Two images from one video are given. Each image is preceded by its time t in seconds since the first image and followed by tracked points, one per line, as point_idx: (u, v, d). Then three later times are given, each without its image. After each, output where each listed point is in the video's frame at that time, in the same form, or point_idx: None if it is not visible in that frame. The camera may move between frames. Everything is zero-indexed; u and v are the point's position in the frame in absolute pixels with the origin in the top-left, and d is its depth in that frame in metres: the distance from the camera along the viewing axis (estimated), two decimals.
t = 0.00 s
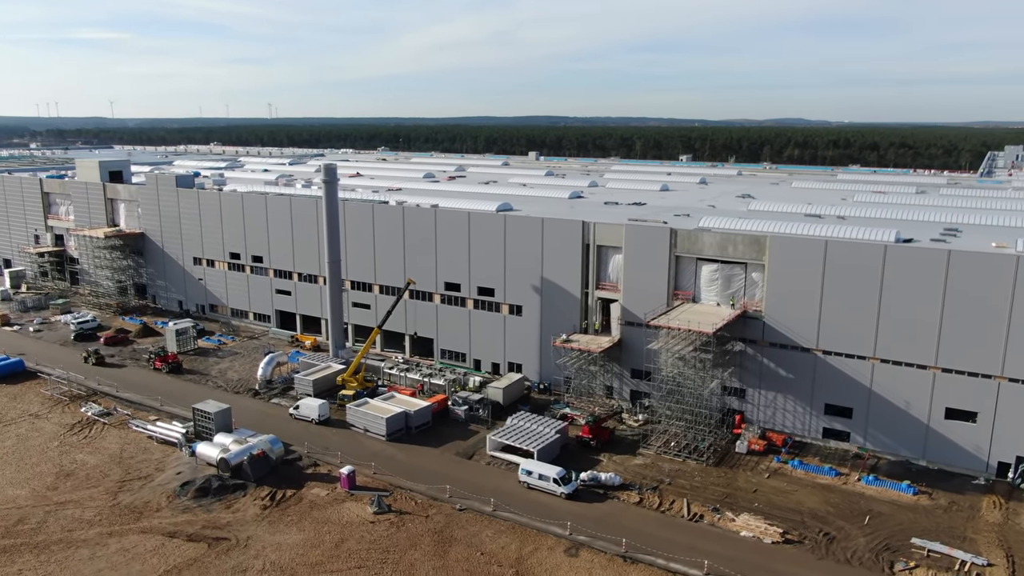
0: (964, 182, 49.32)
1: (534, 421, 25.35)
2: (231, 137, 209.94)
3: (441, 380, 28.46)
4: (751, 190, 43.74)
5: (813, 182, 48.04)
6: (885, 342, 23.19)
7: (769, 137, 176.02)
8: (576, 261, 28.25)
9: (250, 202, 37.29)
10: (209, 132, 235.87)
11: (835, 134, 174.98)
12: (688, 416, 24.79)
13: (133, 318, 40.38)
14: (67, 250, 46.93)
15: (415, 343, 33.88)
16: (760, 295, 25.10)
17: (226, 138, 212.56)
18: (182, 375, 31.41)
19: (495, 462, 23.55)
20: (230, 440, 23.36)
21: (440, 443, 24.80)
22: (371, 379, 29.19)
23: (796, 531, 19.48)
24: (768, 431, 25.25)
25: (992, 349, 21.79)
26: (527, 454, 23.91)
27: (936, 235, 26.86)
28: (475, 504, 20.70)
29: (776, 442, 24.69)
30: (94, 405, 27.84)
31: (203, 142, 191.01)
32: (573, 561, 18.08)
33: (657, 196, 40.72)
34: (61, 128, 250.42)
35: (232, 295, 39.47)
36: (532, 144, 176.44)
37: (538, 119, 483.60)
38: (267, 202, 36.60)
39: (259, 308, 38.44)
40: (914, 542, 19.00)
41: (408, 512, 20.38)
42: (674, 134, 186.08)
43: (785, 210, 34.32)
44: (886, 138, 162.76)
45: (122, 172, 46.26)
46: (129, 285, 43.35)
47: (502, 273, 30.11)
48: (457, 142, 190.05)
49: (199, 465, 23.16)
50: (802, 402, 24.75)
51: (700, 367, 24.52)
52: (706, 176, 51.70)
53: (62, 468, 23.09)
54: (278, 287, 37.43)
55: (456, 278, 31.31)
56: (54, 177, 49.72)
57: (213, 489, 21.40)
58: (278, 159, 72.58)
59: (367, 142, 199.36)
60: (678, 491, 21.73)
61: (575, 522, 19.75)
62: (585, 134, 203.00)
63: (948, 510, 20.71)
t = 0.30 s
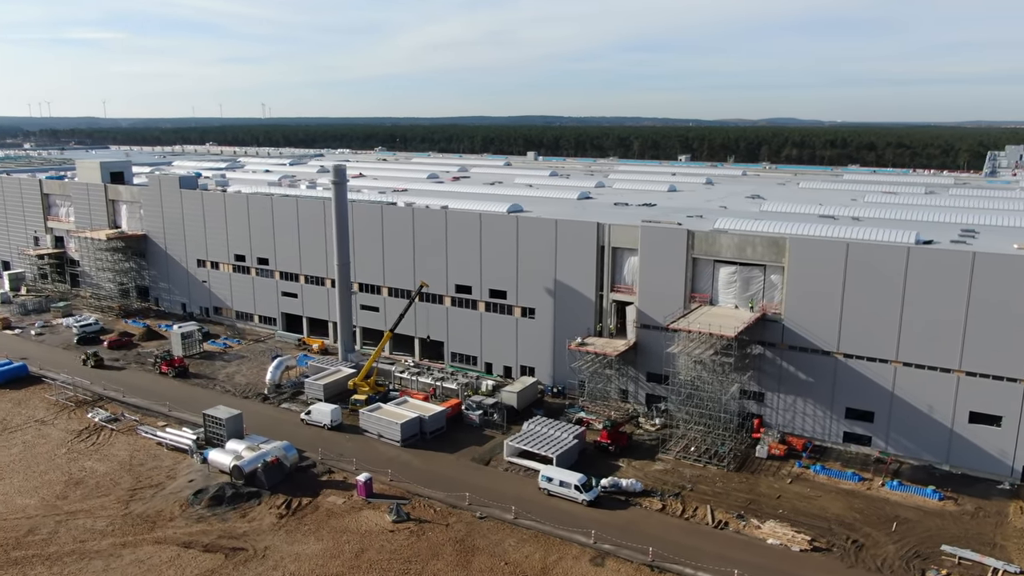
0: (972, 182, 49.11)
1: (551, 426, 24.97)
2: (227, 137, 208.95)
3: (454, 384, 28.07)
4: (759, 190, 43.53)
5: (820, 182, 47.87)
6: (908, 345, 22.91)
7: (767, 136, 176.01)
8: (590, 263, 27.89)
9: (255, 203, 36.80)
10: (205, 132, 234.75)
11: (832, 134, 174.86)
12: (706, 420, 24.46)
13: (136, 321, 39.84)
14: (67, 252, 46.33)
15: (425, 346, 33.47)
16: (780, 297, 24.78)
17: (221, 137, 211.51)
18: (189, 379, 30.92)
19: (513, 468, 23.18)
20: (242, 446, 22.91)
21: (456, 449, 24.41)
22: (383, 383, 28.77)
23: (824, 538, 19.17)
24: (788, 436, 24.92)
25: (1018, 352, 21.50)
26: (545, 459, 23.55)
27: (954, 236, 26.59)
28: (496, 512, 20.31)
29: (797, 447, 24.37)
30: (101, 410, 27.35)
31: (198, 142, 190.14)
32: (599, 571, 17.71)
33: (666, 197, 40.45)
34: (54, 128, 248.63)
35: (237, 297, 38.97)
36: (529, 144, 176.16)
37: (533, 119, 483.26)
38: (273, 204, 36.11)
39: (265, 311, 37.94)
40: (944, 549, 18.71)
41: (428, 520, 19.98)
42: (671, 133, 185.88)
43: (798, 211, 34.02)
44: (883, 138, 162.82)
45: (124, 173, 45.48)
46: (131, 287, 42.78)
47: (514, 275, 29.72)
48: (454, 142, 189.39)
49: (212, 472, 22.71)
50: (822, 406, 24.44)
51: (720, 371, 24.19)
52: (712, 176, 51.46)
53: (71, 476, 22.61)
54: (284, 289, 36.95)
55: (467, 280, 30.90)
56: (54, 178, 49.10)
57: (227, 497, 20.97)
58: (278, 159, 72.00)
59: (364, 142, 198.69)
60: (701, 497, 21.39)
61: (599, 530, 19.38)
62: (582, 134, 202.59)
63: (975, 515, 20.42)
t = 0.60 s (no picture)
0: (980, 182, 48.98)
1: (569, 431, 24.59)
2: (223, 137, 207.88)
3: (468, 389, 27.67)
4: (768, 191, 43.29)
5: (828, 183, 47.67)
6: (932, 349, 22.61)
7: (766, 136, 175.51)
8: (606, 265, 27.53)
9: (262, 205, 36.32)
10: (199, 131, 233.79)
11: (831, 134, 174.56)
12: (727, 425, 24.13)
13: (140, 325, 39.32)
14: (69, 254, 45.75)
15: (435, 350, 33.07)
16: (801, 300, 24.47)
17: (217, 137, 210.71)
18: (196, 384, 30.42)
19: (532, 475, 22.81)
20: (257, 453, 22.46)
21: (473, 455, 24.02)
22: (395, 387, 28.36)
23: (854, 546, 18.85)
24: (809, 440, 24.60)
25: None
26: (564, 465, 23.19)
27: (975, 238, 26.31)
28: (518, 520, 19.93)
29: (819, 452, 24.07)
30: (110, 416, 26.87)
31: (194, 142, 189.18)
32: None
33: (676, 197, 40.20)
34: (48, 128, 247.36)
35: (242, 300, 38.48)
36: (527, 144, 175.71)
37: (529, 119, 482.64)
38: (280, 205, 35.64)
39: (271, 314, 37.48)
40: (976, 557, 18.40)
41: (450, 529, 19.58)
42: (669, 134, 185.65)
43: (812, 212, 33.73)
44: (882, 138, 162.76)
45: (126, 174, 45.02)
46: (134, 290, 42.25)
47: (528, 278, 29.34)
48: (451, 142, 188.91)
49: (226, 480, 22.27)
50: (844, 411, 24.13)
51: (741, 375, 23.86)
52: (719, 177, 51.20)
53: (82, 484, 22.14)
54: (291, 292, 36.49)
55: (480, 282, 30.51)
56: (55, 180, 48.48)
57: (243, 506, 20.54)
58: (279, 160, 71.46)
59: (360, 142, 198.05)
60: (725, 504, 21.04)
61: (625, 539, 19.02)
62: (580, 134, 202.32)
63: (1005, 522, 20.13)
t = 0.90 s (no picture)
0: (987, 182, 48.86)
1: (587, 436, 24.25)
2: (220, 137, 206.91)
3: (482, 393, 27.29)
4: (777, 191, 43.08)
5: (836, 183, 47.48)
6: (957, 352, 22.32)
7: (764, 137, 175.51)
8: (622, 267, 27.19)
9: (269, 206, 35.88)
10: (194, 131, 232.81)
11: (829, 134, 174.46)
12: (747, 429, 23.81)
13: (144, 328, 38.82)
14: (70, 256, 45.21)
15: (446, 353, 32.71)
16: (821, 303, 24.17)
17: (213, 137, 209.80)
18: (205, 388, 29.97)
19: (552, 481, 22.46)
20: (271, 460, 22.04)
21: (490, 460, 23.66)
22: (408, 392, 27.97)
23: (883, 553, 18.55)
24: (830, 444, 24.28)
25: None
26: (584, 471, 22.84)
27: (995, 239, 26.05)
28: (541, 528, 19.58)
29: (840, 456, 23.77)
30: (118, 422, 26.38)
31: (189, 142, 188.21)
32: None
33: (685, 198, 40.00)
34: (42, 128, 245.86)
35: (248, 303, 38.03)
36: (525, 144, 175.33)
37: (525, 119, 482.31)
38: (288, 207, 35.20)
39: (278, 316, 37.03)
40: (1008, 565, 18.12)
41: (471, 538, 19.20)
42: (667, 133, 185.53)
43: (825, 212, 33.46)
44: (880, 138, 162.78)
45: (128, 175, 44.53)
46: (137, 292, 41.73)
47: (541, 280, 28.97)
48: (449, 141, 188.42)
49: (240, 487, 21.85)
50: (866, 414, 23.83)
51: (762, 379, 23.54)
52: (725, 177, 50.95)
53: (92, 492, 21.68)
54: (298, 294, 36.06)
55: (493, 284, 30.13)
56: (56, 181, 47.95)
57: (260, 514, 20.12)
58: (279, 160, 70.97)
59: (357, 142, 197.41)
60: (750, 510, 20.72)
61: (652, 548, 18.68)
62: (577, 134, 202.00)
63: None
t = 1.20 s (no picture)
0: (996, 181, 48.64)
1: (607, 442, 23.87)
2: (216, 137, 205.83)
3: (497, 397, 26.90)
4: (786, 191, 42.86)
5: (843, 183, 47.29)
6: (983, 356, 22.02)
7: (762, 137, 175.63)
8: (639, 270, 26.82)
9: (276, 208, 35.41)
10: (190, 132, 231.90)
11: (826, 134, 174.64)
12: (769, 434, 23.47)
13: (149, 332, 38.30)
14: (72, 259, 44.65)
15: (457, 356, 32.31)
16: (844, 306, 23.85)
17: (209, 138, 208.99)
18: (213, 393, 29.50)
19: (573, 488, 22.09)
20: (287, 468, 21.61)
21: (508, 467, 23.26)
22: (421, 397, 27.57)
23: (915, 562, 18.24)
24: (852, 449, 23.97)
25: None
26: (604, 478, 22.47)
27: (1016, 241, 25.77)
28: (565, 537, 19.19)
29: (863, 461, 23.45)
30: (127, 429, 25.91)
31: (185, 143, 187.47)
32: None
33: (694, 198, 39.91)
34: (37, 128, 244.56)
35: (254, 306, 37.54)
36: (523, 145, 174.94)
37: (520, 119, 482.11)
38: (296, 209, 34.74)
39: (285, 320, 36.55)
40: None
41: (495, 547, 18.81)
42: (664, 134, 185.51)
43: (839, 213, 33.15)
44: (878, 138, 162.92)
45: (130, 176, 43.98)
46: (140, 295, 41.18)
47: (556, 283, 28.59)
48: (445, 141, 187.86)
49: (255, 496, 21.41)
50: (889, 419, 23.51)
51: (784, 384, 23.20)
52: (732, 177, 50.69)
53: (104, 502, 21.20)
54: (306, 297, 35.61)
55: (506, 287, 29.74)
56: (56, 182, 47.36)
57: (277, 524, 19.70)
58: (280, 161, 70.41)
59: (353, 142, 196.78)
60: (776, 518, 20.37)
61: (681, 557, 18.30)
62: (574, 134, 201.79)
63: None
